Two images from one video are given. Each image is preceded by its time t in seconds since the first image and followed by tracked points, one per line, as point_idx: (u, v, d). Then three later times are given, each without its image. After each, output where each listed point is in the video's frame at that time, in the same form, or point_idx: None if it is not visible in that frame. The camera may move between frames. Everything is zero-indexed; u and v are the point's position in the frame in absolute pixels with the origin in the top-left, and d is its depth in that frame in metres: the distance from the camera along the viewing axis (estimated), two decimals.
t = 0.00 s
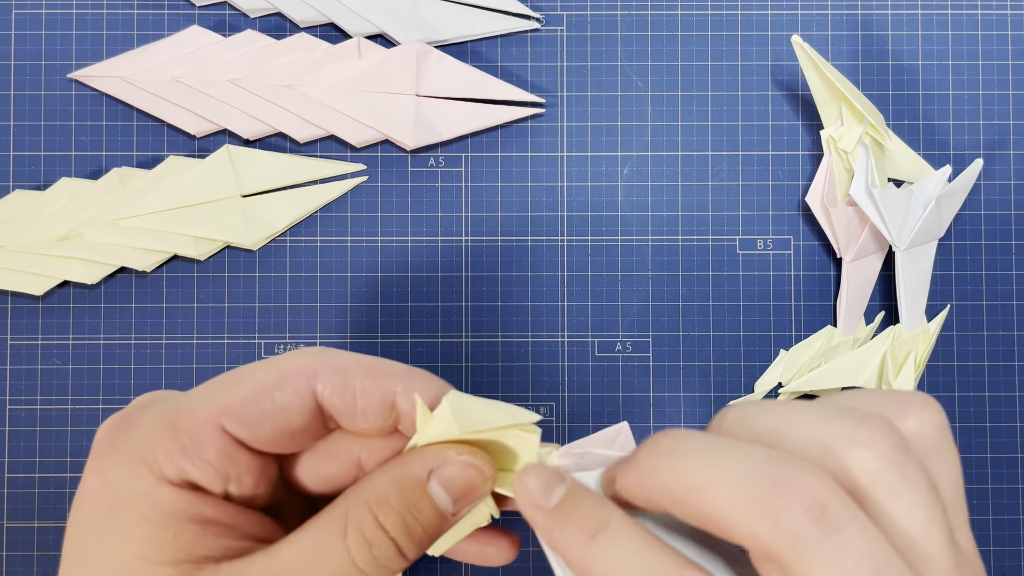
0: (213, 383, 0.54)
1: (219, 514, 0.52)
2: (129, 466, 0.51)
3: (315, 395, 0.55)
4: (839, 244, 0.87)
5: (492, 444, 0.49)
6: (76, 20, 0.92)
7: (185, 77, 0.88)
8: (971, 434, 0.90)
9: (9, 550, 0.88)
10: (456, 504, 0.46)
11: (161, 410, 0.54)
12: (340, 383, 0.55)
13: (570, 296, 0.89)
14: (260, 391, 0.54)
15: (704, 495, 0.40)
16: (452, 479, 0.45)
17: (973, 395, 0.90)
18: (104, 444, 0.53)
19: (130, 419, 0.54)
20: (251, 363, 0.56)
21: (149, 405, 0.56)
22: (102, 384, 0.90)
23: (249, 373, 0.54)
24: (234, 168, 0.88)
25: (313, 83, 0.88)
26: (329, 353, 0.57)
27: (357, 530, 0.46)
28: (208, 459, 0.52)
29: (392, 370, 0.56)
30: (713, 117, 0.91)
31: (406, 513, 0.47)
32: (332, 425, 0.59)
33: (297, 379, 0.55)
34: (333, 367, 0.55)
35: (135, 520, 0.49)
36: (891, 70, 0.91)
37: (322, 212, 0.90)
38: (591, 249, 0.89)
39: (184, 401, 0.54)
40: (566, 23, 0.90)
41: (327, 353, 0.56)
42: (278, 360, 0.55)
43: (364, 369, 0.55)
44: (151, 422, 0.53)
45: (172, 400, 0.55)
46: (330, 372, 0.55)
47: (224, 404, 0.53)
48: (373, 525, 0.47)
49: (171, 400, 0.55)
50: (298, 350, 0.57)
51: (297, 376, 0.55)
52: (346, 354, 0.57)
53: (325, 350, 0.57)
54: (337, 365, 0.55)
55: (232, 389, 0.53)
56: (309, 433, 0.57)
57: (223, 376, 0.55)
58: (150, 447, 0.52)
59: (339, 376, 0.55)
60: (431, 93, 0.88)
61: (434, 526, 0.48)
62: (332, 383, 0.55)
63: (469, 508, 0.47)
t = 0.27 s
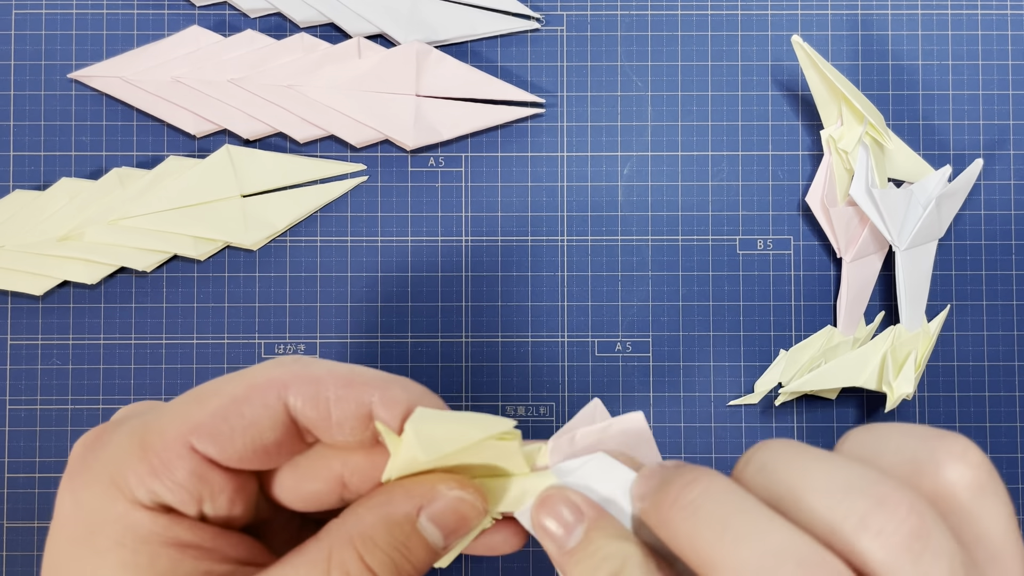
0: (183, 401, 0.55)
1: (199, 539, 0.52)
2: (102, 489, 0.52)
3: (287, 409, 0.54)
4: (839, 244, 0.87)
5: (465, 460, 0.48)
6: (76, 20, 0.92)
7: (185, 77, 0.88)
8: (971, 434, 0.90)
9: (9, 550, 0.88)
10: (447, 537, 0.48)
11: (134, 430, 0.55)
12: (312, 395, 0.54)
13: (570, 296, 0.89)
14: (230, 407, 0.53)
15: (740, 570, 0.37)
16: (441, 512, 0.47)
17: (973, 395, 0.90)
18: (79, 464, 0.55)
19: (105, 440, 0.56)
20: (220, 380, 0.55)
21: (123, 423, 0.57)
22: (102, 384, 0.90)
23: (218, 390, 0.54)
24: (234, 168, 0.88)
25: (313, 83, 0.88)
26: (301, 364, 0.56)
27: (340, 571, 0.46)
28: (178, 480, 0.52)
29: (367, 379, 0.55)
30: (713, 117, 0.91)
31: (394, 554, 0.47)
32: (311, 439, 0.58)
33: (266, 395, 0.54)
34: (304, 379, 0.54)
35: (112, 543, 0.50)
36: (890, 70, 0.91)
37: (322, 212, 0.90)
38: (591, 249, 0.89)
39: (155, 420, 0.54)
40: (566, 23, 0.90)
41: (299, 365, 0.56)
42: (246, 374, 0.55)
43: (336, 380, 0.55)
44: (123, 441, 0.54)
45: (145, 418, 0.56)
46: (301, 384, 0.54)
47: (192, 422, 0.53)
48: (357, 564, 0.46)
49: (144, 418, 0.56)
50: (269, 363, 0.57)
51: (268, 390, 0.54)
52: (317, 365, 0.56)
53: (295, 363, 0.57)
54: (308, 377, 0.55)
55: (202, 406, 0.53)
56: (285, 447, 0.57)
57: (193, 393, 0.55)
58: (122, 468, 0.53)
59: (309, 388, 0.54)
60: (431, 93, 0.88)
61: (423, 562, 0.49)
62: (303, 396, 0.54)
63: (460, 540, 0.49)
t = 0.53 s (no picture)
0: (123, 454, 0.54)
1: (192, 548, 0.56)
2: (76, 547, 0.54)
3: (233, 442, 0.54)
4: (839, 244, 0.87)
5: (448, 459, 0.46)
6: (76, 20, 0.92)
7: (185, 77, 0.88)
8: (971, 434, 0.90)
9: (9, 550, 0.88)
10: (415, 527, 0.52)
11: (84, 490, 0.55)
12: (255, 426, 0.53)
13: (570, 296, 0.89)
14: (169, 459, 0.52)
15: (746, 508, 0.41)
16: (407, 509, 0.50)
17: (972, 395, 0.90)
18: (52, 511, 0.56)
19: (70, 491, 0.56)
20: (160, 420, 0.54)
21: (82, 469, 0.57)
22: (102, 384, 0.90)
23: (158, 436, 0.53)
24: (234, 168, 0.88)
25: (313, 83, 0.88)
26: (237, 391, 0.54)
27: (316, 567, 0.53)
28: (139, 538, 0.53)
29: (311, 398, 0.53)
30: (713, 117, 0.91)
31: (362, 546, 0.53)
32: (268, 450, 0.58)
33: (207, 436, 0.53)
34: (242, 414, 0.53)
35: None
36: (890, 70, 0.91)
37: (322, 212, 0.90)
38: (591, 249, 0.89)
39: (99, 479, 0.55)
40: (566, 23, 0.90)
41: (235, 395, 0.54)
42: (180, 419, 0.53)
43: (278, 407, 0.53)
44: (82, 501, 0.55)
45: (92, 472, 0.56)
46: (240, 419, 0.53)
47: (140, 477, 0.52)
48: (330, 562, 0.53)
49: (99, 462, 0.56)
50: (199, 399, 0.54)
51: (205, 432, 0.53)
52: (254, 391, 0.54)
53: (231, 390, 0.54)
54: (246, 407, 0.53)
55: (145, 461, 0.53)
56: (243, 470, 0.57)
57: (135, 437, 0.54)
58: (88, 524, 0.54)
59: (250, 420, 0.53)
60: (431, 93, 0.88)
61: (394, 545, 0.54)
62: (245, 430, 0.53)
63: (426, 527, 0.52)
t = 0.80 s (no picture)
0: (138, 502, 0.51)
1: None
2: None
3: (249, 479, 0.50)
4: (839, 244, 0.87)
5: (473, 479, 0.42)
6: (76, 20, 0.92)
7: (185, 77, 0.88)
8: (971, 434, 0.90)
9: (9, 550, 0.88)
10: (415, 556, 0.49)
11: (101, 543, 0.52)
12: (270, 463, 0.49)
13: (570, 296, 0.89)
14: (189, 505, 0.49)
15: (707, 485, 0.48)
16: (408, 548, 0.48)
17: (972, 395, 0.90)
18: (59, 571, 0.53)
19: (85, 545, 0.52)
20: (170, 468, 0.50)
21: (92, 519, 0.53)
22: (102, 384, 0.90)
23: (171, 484, 0.49)
24: (234, 168, 0.88)
25: (314, 83, 0.88)
26: (243, 430, 0.49)
27: None
28: None
29: (323, 426, 0.50)
30: (713, 117, 0.91)
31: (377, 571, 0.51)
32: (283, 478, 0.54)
33: (222, 478, 0.49)
34: (253, 452, 0.49)
35: None
36: (890, 70, 0.91)
37: (322, 212, 0.90)
38: (591, 249, 0.89)
39: (116, 529, 0.51)
40: (566, 23, 0.90)
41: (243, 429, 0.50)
42: (190, 462, 0.49)
43: (290, 442, 0.49)
44: (103, 554, 0.51)
45: (106, 524, 0.52)
46: (254, 458, 0.49)
47: (159, 529, 0.49)
48: None
49: (106, 512, 0.52)
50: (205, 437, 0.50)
51: (221, 476, 0.49)
52: (263, 428, 0.50)
53: (237, 426, 0.50)
54: (258, 449, 0.49)
55: (162, 508, 0.49)
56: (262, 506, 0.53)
57: (148, 486, 0.51)
58: None
59: (265, 461, 0.49)
60: (430, 93, 0.88)
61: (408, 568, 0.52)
62: (262, 467, 0.49)
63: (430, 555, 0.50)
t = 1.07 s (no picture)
0: (202, 533, 0.47)
1: None
2: None
3: (317, 516, 0.47)
4: (839, 244, 0.87)
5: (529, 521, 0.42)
6: (76, 20, 0.92)
7: (185, 77, 0.88)
8: (971, 434, 0.90)
9: (9, 550, 0.88)
10: None
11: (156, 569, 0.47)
12: (342, 502, 0.46)
13: (570, 296, 0.89)
14: (257, 539, 0.46)
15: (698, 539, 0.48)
16: None
17: (972, 395, 0.90)
18: None
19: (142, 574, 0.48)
20: (239, 502, 0.47)
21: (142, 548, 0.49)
22: (102, 384, 0.90)
23: (238, 518, 0.46)
24: (234, 168, 0.88)
25: (314, 83, 0.88)
26: (317, 467, 0.47)
27: None
28: None
29: (396, 464, 0.47)
30: (713, 117, 0.91)
31: None
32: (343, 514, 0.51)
33: (292, 515, 0.46)
34: (325, 492, 0.46)
35: None
36: (891, 70, 0.91)
37: (322, 212, 0.90)
38: (591, 249, 0.89)
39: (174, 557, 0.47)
40: (566, 23, 0.90)
41: (318, 465, 0.47)
42: (261, 496, 0.46)
43: (362, 481, 0.46)
44: None
45: (164, 548, 0.48)
46: (325, 496, 0.46)
47: (225, 566, 0.46)
48: None
49: (160, 540, 0.48)
50: (275, 470, 0.47)
51: (292, 512, 0.46)
52: (337, 466, 0.47)
53: (310, 463, 0.47)
54: (331, 488, 0.46)
55: (228, 540, 0.46)
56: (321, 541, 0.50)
57: (214, 519, 0.47)
58: None
59: (338, 501, 0.46)
60: (430, 93, 0.88)
61: None
62: (333, 506, 0.46)
63: None
